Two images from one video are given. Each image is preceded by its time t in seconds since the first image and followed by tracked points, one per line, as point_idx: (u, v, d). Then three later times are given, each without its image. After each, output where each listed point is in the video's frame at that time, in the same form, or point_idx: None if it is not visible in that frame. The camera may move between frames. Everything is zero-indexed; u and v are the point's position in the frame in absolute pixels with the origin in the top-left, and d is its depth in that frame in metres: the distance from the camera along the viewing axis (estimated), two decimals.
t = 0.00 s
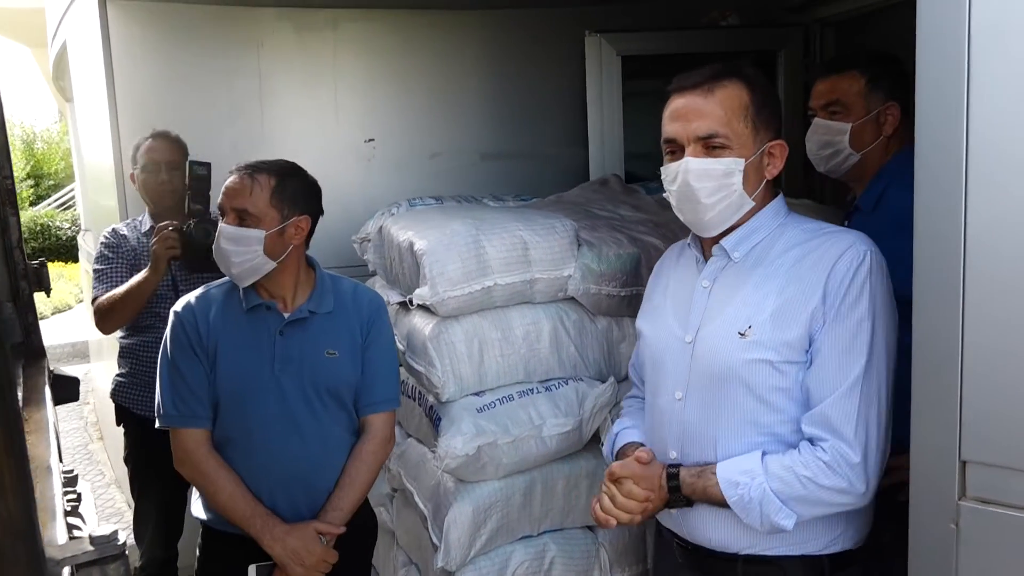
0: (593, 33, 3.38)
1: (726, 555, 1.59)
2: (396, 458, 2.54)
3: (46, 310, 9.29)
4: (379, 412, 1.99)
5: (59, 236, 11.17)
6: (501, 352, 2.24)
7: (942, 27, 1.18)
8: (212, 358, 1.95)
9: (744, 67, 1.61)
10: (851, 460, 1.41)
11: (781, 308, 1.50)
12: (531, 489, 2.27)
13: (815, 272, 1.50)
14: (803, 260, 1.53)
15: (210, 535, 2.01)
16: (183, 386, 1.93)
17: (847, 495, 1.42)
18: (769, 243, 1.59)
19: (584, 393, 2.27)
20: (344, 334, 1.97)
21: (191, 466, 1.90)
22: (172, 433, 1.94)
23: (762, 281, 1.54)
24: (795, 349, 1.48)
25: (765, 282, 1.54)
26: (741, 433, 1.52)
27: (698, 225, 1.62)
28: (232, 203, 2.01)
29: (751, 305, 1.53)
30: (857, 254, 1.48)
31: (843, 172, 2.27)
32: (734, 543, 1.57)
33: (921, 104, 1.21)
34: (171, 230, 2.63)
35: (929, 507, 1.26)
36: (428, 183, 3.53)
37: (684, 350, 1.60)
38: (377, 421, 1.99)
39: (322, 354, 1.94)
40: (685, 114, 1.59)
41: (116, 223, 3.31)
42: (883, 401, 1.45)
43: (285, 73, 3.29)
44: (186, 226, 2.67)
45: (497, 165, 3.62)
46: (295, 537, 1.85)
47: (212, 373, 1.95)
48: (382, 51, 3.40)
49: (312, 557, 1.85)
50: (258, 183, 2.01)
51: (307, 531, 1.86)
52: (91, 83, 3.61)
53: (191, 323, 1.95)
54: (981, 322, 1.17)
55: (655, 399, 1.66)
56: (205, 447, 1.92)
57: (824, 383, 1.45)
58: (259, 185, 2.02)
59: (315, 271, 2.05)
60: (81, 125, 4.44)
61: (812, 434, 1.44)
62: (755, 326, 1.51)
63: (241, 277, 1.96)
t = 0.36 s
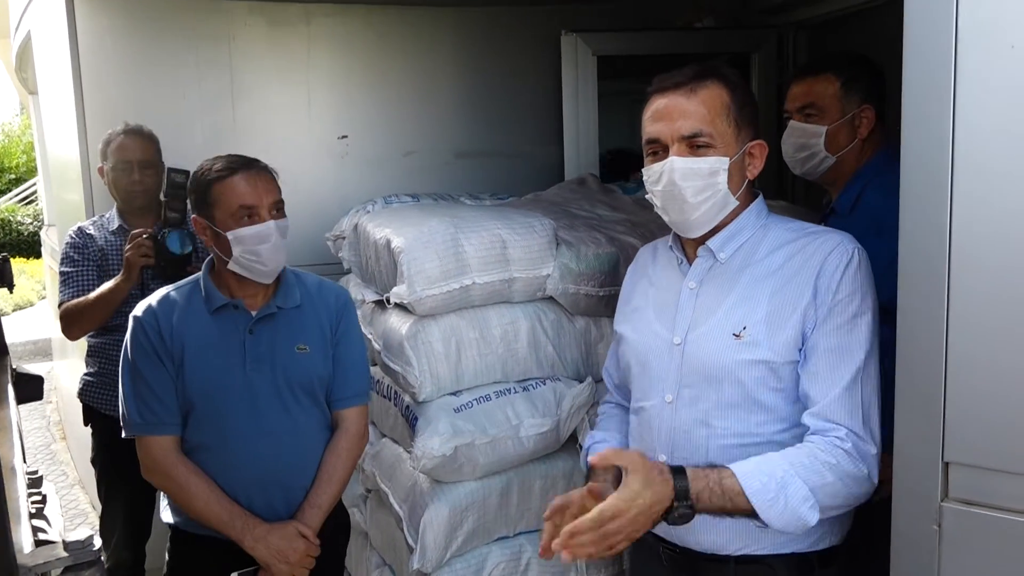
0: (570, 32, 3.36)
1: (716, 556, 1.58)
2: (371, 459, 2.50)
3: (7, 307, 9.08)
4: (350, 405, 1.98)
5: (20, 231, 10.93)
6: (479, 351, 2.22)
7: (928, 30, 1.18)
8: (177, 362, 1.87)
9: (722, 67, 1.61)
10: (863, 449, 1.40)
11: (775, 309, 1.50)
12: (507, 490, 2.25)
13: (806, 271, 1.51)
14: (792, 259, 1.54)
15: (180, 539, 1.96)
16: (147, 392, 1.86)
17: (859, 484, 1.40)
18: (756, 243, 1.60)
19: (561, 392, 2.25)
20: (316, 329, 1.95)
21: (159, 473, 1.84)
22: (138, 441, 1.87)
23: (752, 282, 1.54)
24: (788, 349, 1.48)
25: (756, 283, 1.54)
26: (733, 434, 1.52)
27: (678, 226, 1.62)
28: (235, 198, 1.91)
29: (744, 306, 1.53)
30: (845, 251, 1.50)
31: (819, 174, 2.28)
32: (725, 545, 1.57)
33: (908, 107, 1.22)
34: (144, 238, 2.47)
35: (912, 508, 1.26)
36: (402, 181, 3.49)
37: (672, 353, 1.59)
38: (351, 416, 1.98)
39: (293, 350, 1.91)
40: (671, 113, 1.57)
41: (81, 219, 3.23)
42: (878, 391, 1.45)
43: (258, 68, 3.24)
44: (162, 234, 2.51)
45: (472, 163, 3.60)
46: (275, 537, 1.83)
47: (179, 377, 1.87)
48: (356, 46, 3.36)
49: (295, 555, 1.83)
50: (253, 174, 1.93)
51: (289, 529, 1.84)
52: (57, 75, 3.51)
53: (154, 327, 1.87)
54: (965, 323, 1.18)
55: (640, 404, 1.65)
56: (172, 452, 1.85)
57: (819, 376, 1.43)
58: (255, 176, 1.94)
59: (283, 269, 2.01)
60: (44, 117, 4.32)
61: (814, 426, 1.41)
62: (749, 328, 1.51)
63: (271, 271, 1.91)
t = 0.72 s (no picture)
0: (558, 30, 3.34)
1: (697, 558, 1.57)
2: (357, 461, 2.48)
3: None
4: (332, 405, 1.97)
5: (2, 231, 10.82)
6: (466, 352, 2.19)
7: (924, 26, 1.17)
8: (153, 363, 1.82)
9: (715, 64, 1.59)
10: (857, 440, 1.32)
11: (756, 307, 1.48)
12: (495, 492, 2.23)
13: (787, 269, 1.48)
14: (775, 257, 1.52)
15: (159, 546, 1.92)
16: (124, 395, 1.80)
17: (859, 471, 1.32)
18: (740, 241, 1.58)
19: (550, 392, 2.23)
20: (296, 329, 1.94)
21: (139, 478, 1.78)
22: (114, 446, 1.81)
23: (734, 281, 1.52)
24: (769, 346, 1.45)
25: (737, 282, 1.52)
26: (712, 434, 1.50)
27: (663, 220, 1.60)
28: (217, 198, 1.87)
29: (725, 305, 1.51)
30: (830, 249, 1.47)
31: (808, 173, 2.26)
32: (706, 547, 1.55)
33: (903, 104, 1.20)
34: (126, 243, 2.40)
35: (907, 510, 1.25)
36: (390, 180, 3.47)
37: (655, 351, 1.58)
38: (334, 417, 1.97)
39: (274, 349, 1.89)
40: (660, 105, 1.55)
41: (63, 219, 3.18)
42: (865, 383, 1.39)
43: (242, 65, 3.20)
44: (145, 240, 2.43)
45: (460, 162, 3.57)
46: (262, 543, 1.81)
47: (157, 380, 1.82)
48: (341, 43, 3.32)
49: (283, 557, 1.81)
50: (236, 174, 1.90)
51: (276, 532, 1.83)
52: (37, 72, 3.46)
53: (129, 328, 1.82)
54: (961, 323, 1.16)
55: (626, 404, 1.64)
56: (151, 457, 1.80)
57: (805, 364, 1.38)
58: (238, 176, 1.90)
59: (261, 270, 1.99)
60: (24, 116, 4.26)
61: (805, 413, 1.34)
62: (729, 327, 1.49)
63: (250, 274, 1.87)
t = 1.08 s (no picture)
0: (543, 31, 3.34)
1: (675, 558, 1.56)
2: (342, 463, 2.46)
3: None
4: (315, 410, 1.97)
5: None
6: (452, 353, 2.18)
7: (903, 27, 1.17)
8: (132, 366, 1.80)
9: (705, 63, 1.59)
10: (794, 461, 1.40)
11: (736, 309, 1.48)
12: (481, 494, 2.22)
13: (768, 272, 1.48)
14: (757, 260, 1.51)
15: (138, 551, 1.90)
16: (102, 399, 1.78)
17: (784, 495, 1.41)
18: (723, 242, 1.57)
19: (536, 394, 2.23)
20: (277, 332, 1.92)
21: (118, 482, 1.76)
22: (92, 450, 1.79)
23: (716, 283, 1.52)
24: (746, 350, 1.46)
25: (718, 283, 1.52)
26: (685, 433, 1.51)
27: (651, 216, 1.60)
28: (194, 199, 1.85)
29: (706, 306, 1.50)
30: (811, 254, 1.47)
31: (792, 174, 2.27)
32: (685, 546, 1.54)
33: (884, 104, 1.20)
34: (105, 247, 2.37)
35: (891, 510, 1.25)
36: (375, 182, 3.45)
37: (638, 352, 1.58)
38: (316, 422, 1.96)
39: (255, 354, 1.87)
40: (655, 102, 1.55)
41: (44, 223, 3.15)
42: (826, 399, 1.44)
43: (225, 67, 3.18)
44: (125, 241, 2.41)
45: (445, 164, 3.56)
46: (246, 546, 1.79)
47: (136, 383, 1.80)
48: (325, 45, 3.30)
49: (266, 559, 1.80)
50: (214, 175, 1.88)
51: (258, 535, 1.81)
52: (17, 74, 3.42)
53: (108, 329, 1.80)
54: (944, 323, 1.16)
55: (608, 402, 1.63)
56: (131, 460, 1.77)
57: (766, 386, 1.43)
58: (217, 177, 1.88)
59: (242, 271, 1.97)
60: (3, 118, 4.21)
61: (754, 433, 1.43)
62: (709, 329, 1.49)
63: (221, 277, 1.86)
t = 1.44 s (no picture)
0: (540, 40, 3.36)
1: (685, 560, 1.56)
2: (338, 468, 2.47)
3: None
4: (310, 414, 1.97)
5: None
6: (448, 357, 2.19)
7: (891, 34, 1.19)
8: (131, 368, 1.81)
9: (696, 70, 1.61)
10: (821, 454, 1.43)
11: (747, 308, 1.50)
12: (477, 499, 2.23)
13: (776, 270, 1.52)
14: (761, 259, 1.55)
15: (133, 553, 1.91)
16: (101, 402, 1.79)
17: (817, 489, 1.45)
18: (722, 244, 1.60)
19: (532, 399, 2.24)
20: (275, 335, 1.93)
21: (115, 484, 1.77)
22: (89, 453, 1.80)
23: (724, 284, 1.54)
24: (761, 347, 1.49)
25: (726, 283, 1.54)
26: (707, 434, 1.51)
27: (663, 234, 1.60)
28: (194, 200, 1.87)
29: (715, 306, 1.52)
30: (812, 250, 1.51)
31: (785, 183, 2.29)
32: (693, 549, 1.54)
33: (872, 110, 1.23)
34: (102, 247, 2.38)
35: (882, 511, 1.26)
36: (373, 189, 3.47)
37: (642, 356, 1.58)
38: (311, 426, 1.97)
39: (254, 357, 1.88)
40: (656, 114, 1.55)
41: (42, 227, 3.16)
42: (843, 393, 1.48)
43: (224, 73, 3.20)
44: (121, 242, 2.42)
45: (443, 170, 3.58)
46: (242, 549, 1.80)
47: (134, 386, 1.81)
48: (323, 51, 3.32)
49: (261, 564, 1.81)
50: (212, 176, 1.89)
51: (253, 539, 1.82)
52: (16, 79, 3.44)
53: (107, 332, 1.81)
54: (933, 325, 1.18)
55: (606, 408, 1.63)
56: (128, 463, 1.78)
57: (788, 383, 1.46)
58: (216, 179, 1.90)
59: (240, 275, 1.98)
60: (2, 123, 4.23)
61: (782, 430, 1.45)
62: (721, 328, 1.51)
63: (218, 277, 1.87)
